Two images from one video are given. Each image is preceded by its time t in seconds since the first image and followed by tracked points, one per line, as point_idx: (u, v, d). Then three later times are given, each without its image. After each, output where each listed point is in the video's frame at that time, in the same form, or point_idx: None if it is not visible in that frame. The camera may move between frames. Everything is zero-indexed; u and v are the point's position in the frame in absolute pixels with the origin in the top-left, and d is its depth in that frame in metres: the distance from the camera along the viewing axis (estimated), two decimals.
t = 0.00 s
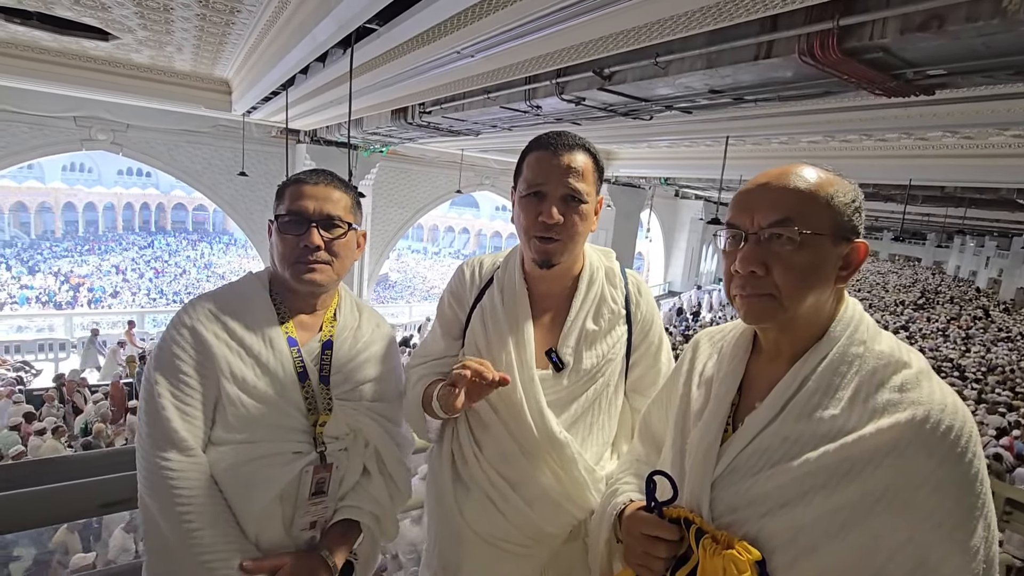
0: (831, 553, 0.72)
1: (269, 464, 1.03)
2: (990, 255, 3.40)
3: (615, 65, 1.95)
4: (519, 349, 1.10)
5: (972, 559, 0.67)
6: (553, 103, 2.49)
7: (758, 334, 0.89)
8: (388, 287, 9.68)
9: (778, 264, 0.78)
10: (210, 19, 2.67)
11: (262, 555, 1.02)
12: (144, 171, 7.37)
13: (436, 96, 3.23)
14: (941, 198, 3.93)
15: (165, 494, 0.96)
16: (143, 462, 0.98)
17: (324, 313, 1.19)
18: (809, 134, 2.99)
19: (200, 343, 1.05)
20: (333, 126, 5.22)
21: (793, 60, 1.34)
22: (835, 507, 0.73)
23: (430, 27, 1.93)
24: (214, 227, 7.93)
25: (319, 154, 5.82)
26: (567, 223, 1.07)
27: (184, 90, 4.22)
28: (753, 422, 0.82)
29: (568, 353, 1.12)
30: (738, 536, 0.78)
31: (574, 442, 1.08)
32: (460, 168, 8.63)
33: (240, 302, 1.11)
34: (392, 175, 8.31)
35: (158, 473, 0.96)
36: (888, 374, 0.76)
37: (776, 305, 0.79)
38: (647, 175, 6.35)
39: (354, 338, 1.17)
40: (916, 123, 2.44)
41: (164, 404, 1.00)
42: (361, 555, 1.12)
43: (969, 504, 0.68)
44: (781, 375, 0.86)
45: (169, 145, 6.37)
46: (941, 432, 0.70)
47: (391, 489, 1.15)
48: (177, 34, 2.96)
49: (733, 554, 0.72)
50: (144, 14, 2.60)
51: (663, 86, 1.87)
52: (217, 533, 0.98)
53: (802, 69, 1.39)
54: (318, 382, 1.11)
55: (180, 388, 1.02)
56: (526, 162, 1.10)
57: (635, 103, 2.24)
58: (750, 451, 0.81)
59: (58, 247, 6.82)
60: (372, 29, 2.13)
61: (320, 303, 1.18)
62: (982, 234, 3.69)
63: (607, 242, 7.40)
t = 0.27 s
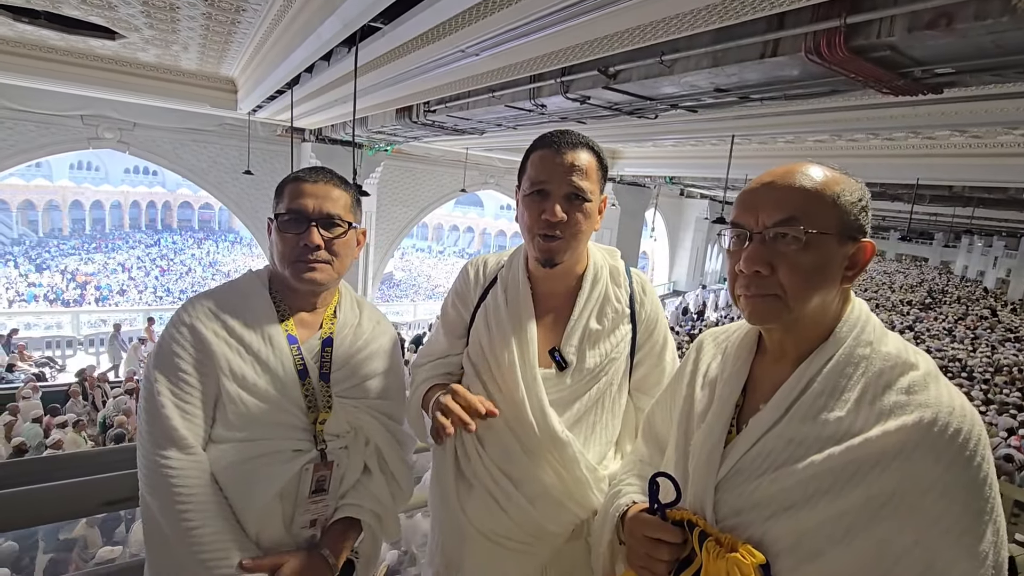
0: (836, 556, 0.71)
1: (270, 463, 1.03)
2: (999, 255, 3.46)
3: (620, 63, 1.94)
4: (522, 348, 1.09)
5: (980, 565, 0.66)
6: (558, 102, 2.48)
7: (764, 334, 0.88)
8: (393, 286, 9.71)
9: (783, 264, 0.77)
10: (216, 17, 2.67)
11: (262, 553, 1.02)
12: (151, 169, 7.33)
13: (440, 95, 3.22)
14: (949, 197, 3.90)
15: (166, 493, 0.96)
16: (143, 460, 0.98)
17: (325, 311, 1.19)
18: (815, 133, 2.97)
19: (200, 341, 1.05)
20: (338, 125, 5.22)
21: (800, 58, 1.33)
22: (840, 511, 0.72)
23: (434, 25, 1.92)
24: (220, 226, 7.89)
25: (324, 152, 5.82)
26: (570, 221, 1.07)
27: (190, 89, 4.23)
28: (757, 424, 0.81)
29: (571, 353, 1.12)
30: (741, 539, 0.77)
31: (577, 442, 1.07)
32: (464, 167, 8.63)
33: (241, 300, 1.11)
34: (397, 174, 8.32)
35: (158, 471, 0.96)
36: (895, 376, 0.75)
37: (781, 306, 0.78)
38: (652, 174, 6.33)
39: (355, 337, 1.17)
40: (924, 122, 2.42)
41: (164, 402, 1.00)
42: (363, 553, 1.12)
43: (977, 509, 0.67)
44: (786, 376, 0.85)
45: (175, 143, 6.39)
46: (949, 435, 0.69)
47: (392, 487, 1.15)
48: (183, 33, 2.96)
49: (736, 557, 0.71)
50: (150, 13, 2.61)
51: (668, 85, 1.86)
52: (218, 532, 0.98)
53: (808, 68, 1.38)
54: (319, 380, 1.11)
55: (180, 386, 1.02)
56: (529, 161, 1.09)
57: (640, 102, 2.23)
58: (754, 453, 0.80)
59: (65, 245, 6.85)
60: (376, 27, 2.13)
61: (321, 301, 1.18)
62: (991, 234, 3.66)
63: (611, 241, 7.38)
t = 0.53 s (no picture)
0: (841, 557, 0.71)
1: (272, 460, 1.03)
2: (1005, 255, 3.35)
3: (624, 62, 1.94)
4: (525, 345, 1.09)
5: (987, 567, 0.65)
6: (562, 101, 2.47)
7: (768, 334, 0.88)
8: (395, 285, 9.73)
9: (789, 264, 0.76)
10: (220, 16, 2.67)
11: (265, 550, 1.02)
12: (156, 168, 7.30)
13: (444, 93, 3.22)
14: (954, 197, 3.87)
15: (169, 489, 0.96)
16: (148, 457, 0.99)
17: (328, 308, 1.18)
18: (819, 132, 2.96)
19: (203, 339, 1.05)
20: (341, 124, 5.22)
21: (805, 57, 1.32)
22: (844, 512, 0.71)
23: (437, 24, 1.92)
24: (223, 224, 7.88)
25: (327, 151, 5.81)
26: (574, 220, 1.06)
27: (195, 88, 4.25)
28: (761, 424, 0.80)
29: (575, 351, 1.11)
30: (744, 540, 0.77)
31: (581, 440, 1.07)
32: (467, 166, 8.62)
33: (244, 298, 1.11)
34: (400, 173, 8.32)
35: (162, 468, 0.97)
36: (901, 376, 0.74)
37: (786, 305, 0.78)
38: (655, 173, 6.32)
39: (358, 334, 1.17)
40: (931, 121, 2.41)
41: (167, 399, 1.00)
42: (366, 551, 1.12)
43: (982, 511, 0.66)
44: (790, 376, 0.84)
45: (178, 142, 6.40)
46: (954, 436, 0.68)
47: (395, 485, 1.15)
48: (187, 31, 2.97)
49: (739, 558, 0.71)
50: (155, 12, 2.62)
51: (672, 84, 1.85)
52: (220, 530, 0.98)
53: (814, 66, 1.37)
54: (322, 378, 1.11)
55: (183, 383, 1.02)
56: (534, 160, 1.09)
57: (644, 101, 2.21)
58: (757, 453, 0.79)
59: (70, 243, 6.90)
60: (380, 26, 2.13)
61: (324, 298, 1.18)
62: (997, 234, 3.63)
63: (614, 240, 7.36)
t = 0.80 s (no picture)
0: (839, 555, 0.71)
1: (274, 458, 1.04)
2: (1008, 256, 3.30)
3: (626, 62, 1.94)
4: (526, 344, 1.09)
5: (984, 566, 0.65)
6: (564, 100, 2.47)
7: (768, 335, 0.88)
8: (398, 284, 9.75)
9: (789, 264, 0.76)
10: (223, 16, 2.68)
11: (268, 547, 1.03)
12: (158, 167, 7.34)
13: (446, 93, 3.22)
14: (958, 197, 3.86)
15: (173, 486, 0.97)
16: (152, 454, 1.00)
17: (330, 308, 1.19)
18: (822, 132, 2.95)
19: (207, 337, 1.06)
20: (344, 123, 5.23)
21: (808, 57, 1.32)
22: (842, 511, 0.71)
23: (440, 24, 1.93)
24: (226, 224, 7.90)
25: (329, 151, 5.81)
26: (575, 221, 1.06)
27: (198, 88, 4.27)
28: (760, 423, 0.81)
29: (575, 351, 1.12)
30: (743, 539, 0.77)
31: (582, 438, 1.07)
32: (469, 166, 8.63)
33: (247, 297, 1.11)
34: (402, 172, 8.33)
35: (165, 465, 0.98)
36: (899, 376, 0.75)
37: (786, 306, 0.78)
38: (657, 173, 6.31)
39: (359, 333, 1.17)
40: (934, 121, 2.40)
41: (171, 397, 1.01)
42: (368, 548, 1.13)
43: (980, 511, 0.66)
44: (789, 375, 0.85)
45: (182, 141, 6.42)
46: (952, 436, 0.68)
47: (397, 483, 1.16)
48: (191, 31, 2.98)
49: (737, 556, 0.71)
50: (158, 12, 2.63)
51: (674, 84, 1.85)
52: (223, 527, 0.99)
53: (816, 66, 1.38)
54: (324, 377, 1.12)
55: (186, 382, 1.03)
56: (535, 161, 1.09)
57: (646, 101, 2.22)
58: (756, 453, 0.80)
59: (74, 242, 6.92)
60: (382, 26, 2.14)
61: (327, 298, 1.18)
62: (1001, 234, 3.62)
63: (616, 240, 7.37)
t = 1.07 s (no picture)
0: (833, 552, 0.72)
1: (275, 456, 1.05)
2: (1012, 255, 3.36)
3: (628, 62, 1.95)
4: (525, 342, 1.10)
5: (974, 562, 0.66)
6: (565, 100, 2.48)
7: (764, 334, 0.89)
8: (400, 283, 9.78)
9: (786, 263, 0.77)
10: (225, 16, 2.69)
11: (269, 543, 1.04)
12: (161, 167, 7.40)
13: (448, 93, 3.23)
14: (961, 197, 3.86)
15: (176, 482, 0.98)
16: (156, 451, 1.01)
17: (331, 306, 1.20)
18: (824, 132, 2.95)
19: (208, 335, 1.07)
20: (346, 123, 5.24)
21: (810, 56, 1.32)
22: (836, 508, 0.72)
23: (442, 23, 1.94)
24: (229, 223, 8.01)
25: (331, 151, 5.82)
26: (572, 222, 1.07)
27: (201, 88, 4.29)
28: (755, 421, 0.82)
29: (574, 349, 1.12)
30: (738, 536, 0.78)
31: (580, 435, 1.08)
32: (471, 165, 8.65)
33: (249, 295, 1.12)
34: (405, 172, 8.34)
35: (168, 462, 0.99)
36: (892, 375, 0.75)
37: (783, 305, 0.79)
38: (659, 172, 6.32)
39: (360, 332, 1.19)
40: (938, 120, 2.39)
41: (173, 395, 1.02)
42: (368, 546, 1.14)
43: (972, 509, 0.67)
44: (785, 373, 0.85)
45: (185, 141, 6.44)
46: (944, 434, 0.69)
47: (397, 481, 1.17)
48: (193, 31, 2.99)
49: (732, 553, 0.72)
50: (162, 13, 2.64)
51: (676, 83, 1.86)
52: (225, 524, 1.00)
53: (818, 65, 1.38)
54: (324, 375, 1.13)
55: (189, 379, 1.04)
56: (532, 161, 1.10)
57: (648, 101, 2.22)
58: (751, 450, 0.80)
59: (77, 241, 6.94)
60: (384, 26, 2.14)
61: (327, 296, 1.20)
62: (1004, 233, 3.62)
63: (618, 240, 7.38)
